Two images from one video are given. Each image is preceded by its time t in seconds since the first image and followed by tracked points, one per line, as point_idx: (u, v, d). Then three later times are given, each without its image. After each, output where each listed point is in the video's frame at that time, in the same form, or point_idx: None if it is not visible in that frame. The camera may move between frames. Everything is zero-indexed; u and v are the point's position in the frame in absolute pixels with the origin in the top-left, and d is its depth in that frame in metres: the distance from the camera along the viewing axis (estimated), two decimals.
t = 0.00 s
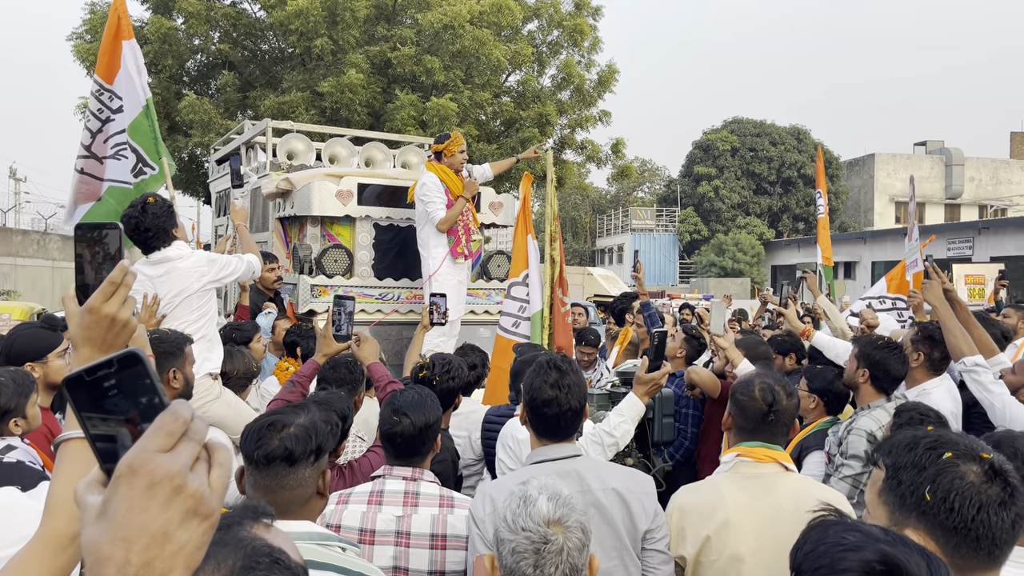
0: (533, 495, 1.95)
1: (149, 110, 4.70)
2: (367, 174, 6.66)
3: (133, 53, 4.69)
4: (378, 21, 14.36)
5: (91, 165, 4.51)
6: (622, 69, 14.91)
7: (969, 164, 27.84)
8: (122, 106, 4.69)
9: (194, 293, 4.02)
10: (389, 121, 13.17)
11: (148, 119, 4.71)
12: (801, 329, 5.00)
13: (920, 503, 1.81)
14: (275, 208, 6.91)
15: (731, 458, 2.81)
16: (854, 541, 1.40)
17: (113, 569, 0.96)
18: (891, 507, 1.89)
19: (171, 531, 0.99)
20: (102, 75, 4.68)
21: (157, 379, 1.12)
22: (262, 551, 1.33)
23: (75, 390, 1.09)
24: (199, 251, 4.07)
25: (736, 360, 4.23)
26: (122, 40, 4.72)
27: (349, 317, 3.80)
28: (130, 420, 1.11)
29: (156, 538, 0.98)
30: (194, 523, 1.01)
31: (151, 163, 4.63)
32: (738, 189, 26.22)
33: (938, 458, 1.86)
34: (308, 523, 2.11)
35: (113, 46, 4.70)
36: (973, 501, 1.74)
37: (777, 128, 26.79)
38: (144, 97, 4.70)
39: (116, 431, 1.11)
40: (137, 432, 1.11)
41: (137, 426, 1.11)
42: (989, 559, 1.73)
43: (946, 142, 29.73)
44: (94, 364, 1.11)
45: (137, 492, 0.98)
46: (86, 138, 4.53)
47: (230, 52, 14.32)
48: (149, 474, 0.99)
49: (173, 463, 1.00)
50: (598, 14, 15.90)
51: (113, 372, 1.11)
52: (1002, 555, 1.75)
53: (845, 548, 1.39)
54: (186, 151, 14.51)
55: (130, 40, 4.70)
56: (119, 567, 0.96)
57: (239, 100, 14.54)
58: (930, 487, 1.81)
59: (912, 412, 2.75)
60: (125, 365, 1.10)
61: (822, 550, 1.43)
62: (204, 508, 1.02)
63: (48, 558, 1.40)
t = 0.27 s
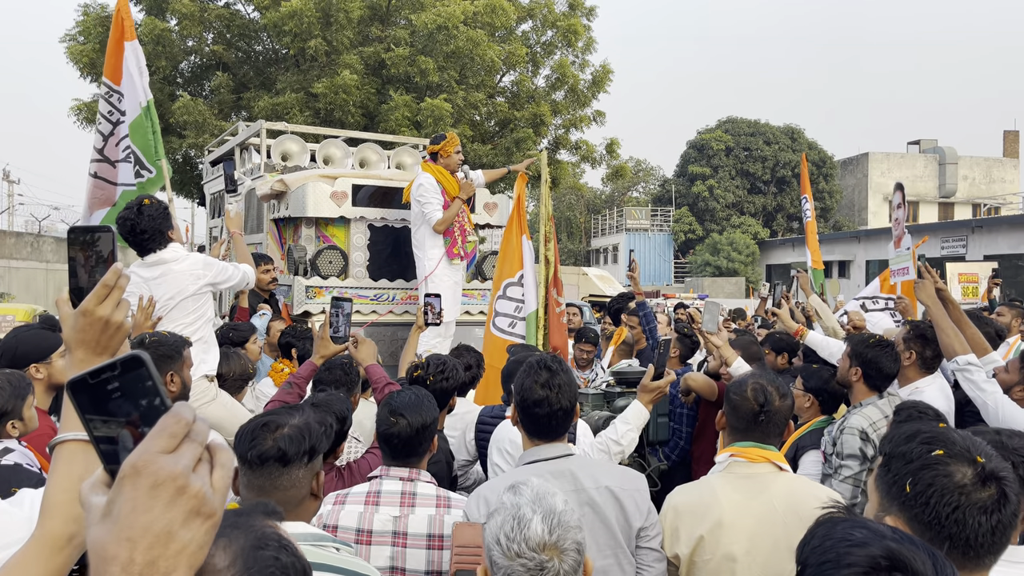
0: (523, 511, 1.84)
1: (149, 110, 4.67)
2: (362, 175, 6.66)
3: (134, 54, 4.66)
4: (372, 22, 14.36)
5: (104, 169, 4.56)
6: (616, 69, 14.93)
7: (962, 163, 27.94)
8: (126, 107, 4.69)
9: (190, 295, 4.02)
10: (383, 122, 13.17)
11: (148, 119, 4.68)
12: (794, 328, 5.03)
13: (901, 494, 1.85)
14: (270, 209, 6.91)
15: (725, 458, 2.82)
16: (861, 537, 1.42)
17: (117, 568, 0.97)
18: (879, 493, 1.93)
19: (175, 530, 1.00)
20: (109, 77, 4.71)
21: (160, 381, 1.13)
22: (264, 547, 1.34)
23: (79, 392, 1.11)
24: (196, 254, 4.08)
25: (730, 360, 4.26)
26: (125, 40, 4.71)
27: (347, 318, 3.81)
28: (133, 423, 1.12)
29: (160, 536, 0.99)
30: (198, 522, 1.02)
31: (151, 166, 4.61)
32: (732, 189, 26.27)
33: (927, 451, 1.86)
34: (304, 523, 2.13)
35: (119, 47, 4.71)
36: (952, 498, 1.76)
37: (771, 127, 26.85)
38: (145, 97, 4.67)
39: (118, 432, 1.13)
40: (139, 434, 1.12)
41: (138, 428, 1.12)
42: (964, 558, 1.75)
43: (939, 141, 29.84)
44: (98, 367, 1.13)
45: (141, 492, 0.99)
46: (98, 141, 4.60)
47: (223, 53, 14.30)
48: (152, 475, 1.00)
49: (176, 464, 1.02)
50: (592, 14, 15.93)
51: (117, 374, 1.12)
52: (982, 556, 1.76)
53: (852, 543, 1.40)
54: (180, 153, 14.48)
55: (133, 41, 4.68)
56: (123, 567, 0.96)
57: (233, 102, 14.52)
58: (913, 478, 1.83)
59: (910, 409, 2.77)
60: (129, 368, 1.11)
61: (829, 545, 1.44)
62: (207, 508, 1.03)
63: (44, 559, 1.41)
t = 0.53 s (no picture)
0: (523, 522, 1.83)
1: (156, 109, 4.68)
2: (360, 176, 6.66)
3: (144, 54, 4.71)
4: (368, 23, 14.36)
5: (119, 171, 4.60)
6: (613, 69, 14.94)
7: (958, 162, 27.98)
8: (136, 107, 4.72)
9: (189, 299, 4.01)
10: (380, 122, 13.16)
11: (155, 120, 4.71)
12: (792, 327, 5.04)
13: (907, 488, 1.88)
14: (268, 209, 6.91)
15: (726, 457, 2.83)
16: (863, 533, 1.43)
17: (130, 568, 0.97)
18: (889, 487, 1.95)
19: (187, 528, 1.00)
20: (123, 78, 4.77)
21: (171, 382, 1.14)
22: (278, 541, 1.35)
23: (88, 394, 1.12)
24: (197, 260, 4.09)
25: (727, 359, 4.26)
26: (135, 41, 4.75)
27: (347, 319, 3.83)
28: (143, 422, 1.13)
29: (172, 535, 0.99)
30: (208, 522, 1.02)
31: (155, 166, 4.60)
32: (729, 188, 26.30)
33: (939, 449, 1.88)
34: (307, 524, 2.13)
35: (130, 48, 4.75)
36: (957, 495, 1.77)
37: (767, 127, 26.88)
38: (153, 98, 4.70)
39: (127, 433, 1.13)
40: (149, 434, 1.13)
41: (149, 429, 1.13)
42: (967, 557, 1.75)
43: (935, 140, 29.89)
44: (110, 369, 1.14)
45: (153, 492, 1.00)
46: (117, 144, 4.66)
47: (220, 54, 14.30)
48: (164, 475, 1.00)
49: (187, 464, 1.02)
50: (588, 14, 15.92)
51: (128, 376, 1.13)
52: (984, 556, 1.75)
53: (854, 539, 1.41)
54: (176, 154, 14.48)
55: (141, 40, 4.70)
56: (136, 566, 0.97)
57: (230, 102, 14.52)
58: (920, 473, 1.85)
59: (912, 407, 2.77)
60: (140, 370, 1.12)
61: (831, 540, 1.45)
62: (218, 507, 1.04)
63: (47, 559, 1.41)
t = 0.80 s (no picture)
0: (522, 531, 1.73)
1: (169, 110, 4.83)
2: (359, 176, 6.66)
3: (156, 54, 4.83)
4: (367, 22, 14.36)
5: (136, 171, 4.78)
6: (611, 69, 14.94)
7: (956, 161, 27.99)
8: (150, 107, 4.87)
9: (192, 300, 4.00)
10: (379, 122, 13.16)
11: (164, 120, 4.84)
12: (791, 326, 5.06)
13: (912, 484, 1.89)
14: (267, 209, 6.92)
15: (728, 455, 2.83)
16: (882, 523, 1.44)
17: (136, 566, 0.98)
18: (893, 483, 1.97)
19: (192, 528, 1.01)
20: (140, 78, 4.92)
21: (178, 386, 1.15)
22: (283, 536, 1.36)
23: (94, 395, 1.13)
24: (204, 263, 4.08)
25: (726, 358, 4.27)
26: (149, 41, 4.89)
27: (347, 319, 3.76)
28: (147, 421, 1.14)
29: (177, 534, 1.00)
30: (213, 521, 1.03)
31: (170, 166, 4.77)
32: (727, 188, 26.32)
33: (944, 447, 1.89)
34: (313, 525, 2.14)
35: (144, 49, 4.88)
36: (962, 492, 1.78)
37: (766, 126, 26.90)
38: (164, 100, 4.84)
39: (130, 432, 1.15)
40: (153, 434, 1.14)
41: (153, 429, 1.14)
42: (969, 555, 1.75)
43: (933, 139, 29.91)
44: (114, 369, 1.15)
45: (158, 491, 1.01)
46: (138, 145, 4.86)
47: (219, 54, 14.29)
48: (169, 475, 1.01)
49: (192, 464, 1.03)
50: (587, 14, 15.92)
51: (132, 378, 1.14)
52: (987, 555, 1.76)
53: (874, 528, 1.42)
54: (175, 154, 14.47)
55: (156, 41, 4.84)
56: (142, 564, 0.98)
57: (228, 102, 14.52)
58: (926, 469, 1.87)
59: (917, 406, 2.78)
60: (145, 371, 1.13)
61: (850, 529, 1.46)
62: (223, 506, 1.05)
63: (55, 558, 1.43)
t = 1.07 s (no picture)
0: (521, 541, 1.71)
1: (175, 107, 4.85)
2: (361, 174, 6.66)
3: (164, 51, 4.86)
4: (368, 21, 14.35)
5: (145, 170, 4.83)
6: (612, 67, 14.94)
7: (958, 159, 27.96)
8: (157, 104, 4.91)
9: (197, 298, 4.00)
10: (380, 120, 13.15)
11: (171, 117, 4.87)
12: (794, 324, 5.05)
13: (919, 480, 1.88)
14: (269, 208, 6.92)
15: (731, 453, 2.83)
16: (960, 524, 1.44)
17: None
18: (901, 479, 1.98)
19: (200, 539, 1.00)
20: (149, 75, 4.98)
21: (186, 397, 1.15)
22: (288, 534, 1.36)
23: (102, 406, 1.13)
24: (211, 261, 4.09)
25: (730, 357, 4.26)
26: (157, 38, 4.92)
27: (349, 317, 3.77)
28: (153, 426, 1.14)
29: (186, 545, 1.00)
30: (222, 531, 1.03)
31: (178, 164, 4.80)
32: (728, 186, 26.31)
33: (948, 443, 1.90)
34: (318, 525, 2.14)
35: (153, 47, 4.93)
36: (966, 486, 1.79)
37: (767, 125, 26.89)
38: (173, 96, 4.86)
39: (139, 436, 1.15)
40: (160, 439, 1.14)
41: (161, 433, 1.14)
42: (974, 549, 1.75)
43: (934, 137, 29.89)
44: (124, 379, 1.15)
45: (167, 501, 1.00)
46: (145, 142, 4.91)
47: (220, 52, 14.28)
48: (177, 485, 1.01)
49: (200, 474, 1.02)
50: (588, 12, 15.91)
51: (143, 388, 1.14)
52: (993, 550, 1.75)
53: (954, 531, 1.42)
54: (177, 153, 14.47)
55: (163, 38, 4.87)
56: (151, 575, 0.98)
57: (229, 101, 14.52)
58: (931, 465, 1.88)
59: (926, 404, 2.78)
60: (152, 381, 1.13)
61: (925, 531, 1.45)
62: (232, 516, 1.05)
63: (62, 553, 1.42)
